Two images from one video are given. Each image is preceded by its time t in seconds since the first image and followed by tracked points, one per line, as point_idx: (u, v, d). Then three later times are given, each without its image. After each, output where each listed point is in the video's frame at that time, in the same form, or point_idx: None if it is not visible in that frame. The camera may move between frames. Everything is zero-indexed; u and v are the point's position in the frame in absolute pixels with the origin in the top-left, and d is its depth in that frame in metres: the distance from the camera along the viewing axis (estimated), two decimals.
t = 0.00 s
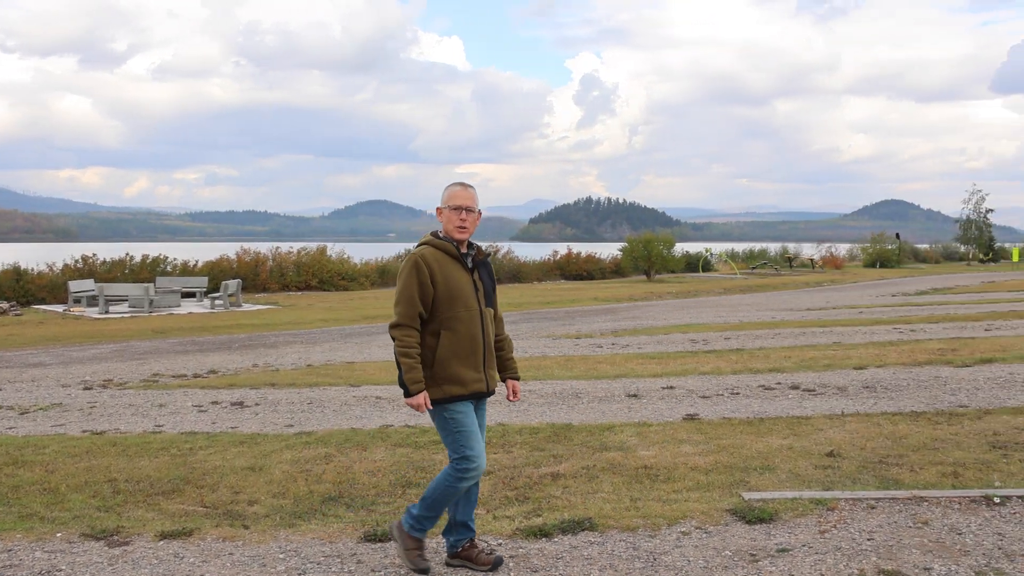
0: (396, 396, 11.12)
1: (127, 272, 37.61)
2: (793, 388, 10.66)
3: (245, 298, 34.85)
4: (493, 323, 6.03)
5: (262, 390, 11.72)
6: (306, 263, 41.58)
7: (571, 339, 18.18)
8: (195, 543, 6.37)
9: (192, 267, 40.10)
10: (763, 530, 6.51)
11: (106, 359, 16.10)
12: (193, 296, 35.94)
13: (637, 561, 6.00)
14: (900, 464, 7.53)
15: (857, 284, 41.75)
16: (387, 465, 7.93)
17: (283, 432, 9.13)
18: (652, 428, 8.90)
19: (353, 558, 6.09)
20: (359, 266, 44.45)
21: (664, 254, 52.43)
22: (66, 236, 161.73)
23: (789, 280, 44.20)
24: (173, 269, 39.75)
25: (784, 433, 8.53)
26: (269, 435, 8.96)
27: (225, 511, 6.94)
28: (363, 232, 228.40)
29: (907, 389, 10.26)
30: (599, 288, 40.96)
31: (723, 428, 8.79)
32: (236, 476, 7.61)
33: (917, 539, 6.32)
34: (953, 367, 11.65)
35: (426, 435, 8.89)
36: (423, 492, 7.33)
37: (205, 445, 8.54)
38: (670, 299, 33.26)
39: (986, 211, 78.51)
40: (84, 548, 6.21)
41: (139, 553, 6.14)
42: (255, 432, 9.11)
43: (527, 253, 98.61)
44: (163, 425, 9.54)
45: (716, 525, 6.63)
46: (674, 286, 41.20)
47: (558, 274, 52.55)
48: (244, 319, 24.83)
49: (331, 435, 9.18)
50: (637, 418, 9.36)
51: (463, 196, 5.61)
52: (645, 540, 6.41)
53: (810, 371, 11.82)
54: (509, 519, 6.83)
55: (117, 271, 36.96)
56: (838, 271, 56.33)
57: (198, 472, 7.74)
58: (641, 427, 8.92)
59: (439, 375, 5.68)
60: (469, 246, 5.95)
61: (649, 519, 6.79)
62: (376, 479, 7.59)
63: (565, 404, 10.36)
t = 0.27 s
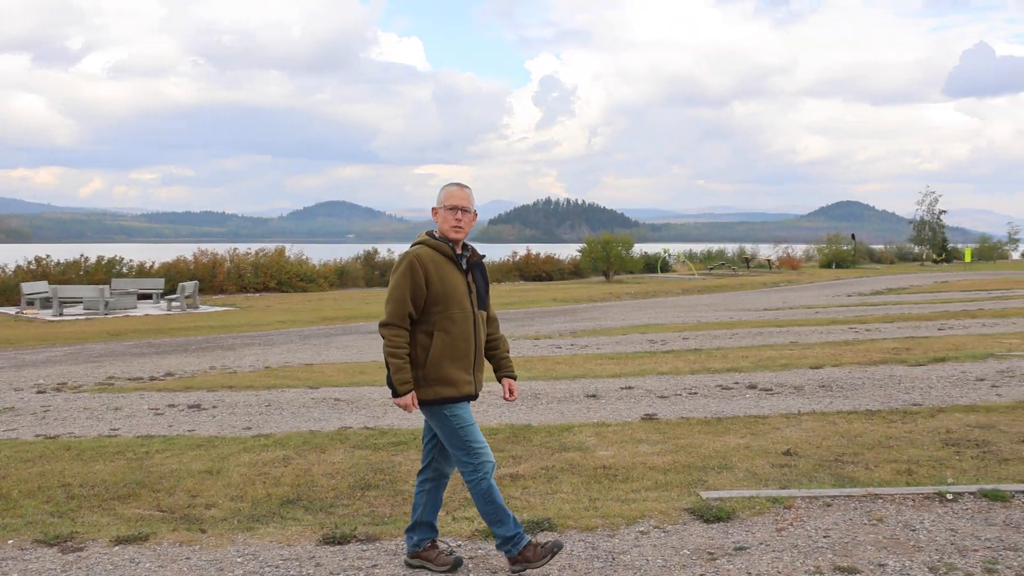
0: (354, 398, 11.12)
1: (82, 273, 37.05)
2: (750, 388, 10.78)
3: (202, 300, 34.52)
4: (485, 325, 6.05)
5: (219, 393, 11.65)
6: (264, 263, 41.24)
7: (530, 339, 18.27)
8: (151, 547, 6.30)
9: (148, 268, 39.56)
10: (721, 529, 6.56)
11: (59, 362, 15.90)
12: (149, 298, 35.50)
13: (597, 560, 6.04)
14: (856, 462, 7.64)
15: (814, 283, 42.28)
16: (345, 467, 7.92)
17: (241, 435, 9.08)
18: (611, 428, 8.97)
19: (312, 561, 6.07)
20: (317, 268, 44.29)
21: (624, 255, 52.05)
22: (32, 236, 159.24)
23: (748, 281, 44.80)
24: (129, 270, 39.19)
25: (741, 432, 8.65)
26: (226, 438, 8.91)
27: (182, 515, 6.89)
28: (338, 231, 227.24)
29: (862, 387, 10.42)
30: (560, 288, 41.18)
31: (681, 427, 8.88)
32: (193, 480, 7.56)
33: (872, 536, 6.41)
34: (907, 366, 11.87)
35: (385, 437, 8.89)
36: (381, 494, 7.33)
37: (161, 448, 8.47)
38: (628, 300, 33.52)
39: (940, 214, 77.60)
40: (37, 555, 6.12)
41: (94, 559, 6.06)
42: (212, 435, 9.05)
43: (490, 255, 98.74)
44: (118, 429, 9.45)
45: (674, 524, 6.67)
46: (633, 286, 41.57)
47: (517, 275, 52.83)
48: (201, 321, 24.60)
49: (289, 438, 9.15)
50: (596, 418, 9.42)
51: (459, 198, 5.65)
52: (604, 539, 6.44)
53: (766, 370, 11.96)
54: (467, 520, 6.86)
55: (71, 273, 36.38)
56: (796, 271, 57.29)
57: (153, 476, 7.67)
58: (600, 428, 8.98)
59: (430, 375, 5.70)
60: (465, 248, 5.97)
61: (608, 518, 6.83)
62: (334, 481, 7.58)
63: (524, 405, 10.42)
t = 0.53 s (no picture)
0: (312, 400, 11.11)
1: (34, 275, 36.50)
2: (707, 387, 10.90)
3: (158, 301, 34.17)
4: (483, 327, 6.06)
5: (175, 396, 11.58)
6: (221, 265, 40.97)
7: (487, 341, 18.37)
8: (106, 552, 6.24)
9: (103, 269, 39.04)
10: (678, 528, 6.61)
11: (11, 365, 15.68)
12: (104, 300, 35.10)
13: (556, 561, 6.06)
14: (812, 461, 7.73)
15: (772, 284, 42.64)
16: (303, 470, 7.91)
17: (197, 438, 9.04)
18: (569, 428, 9.04)
19: (269, 564, 6.04)
20: (274, 269, 44.07)
21: (582, 257, 51.79)
22: None
23: (704, 281, 45.47)
24: (83, 272, 38.66)
25: (699, 432, 8.75)
26: (183, 441, 8.86)
27: (137, 519, 6.84)
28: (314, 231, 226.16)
29: (817, 386, 10.56)
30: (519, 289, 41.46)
31: (637, 427, 8.97)
32: (148, 484, 7.51)
33: (827, 533, 6.47)
34: (861, 365, 12.05)
35: (343, 438, 8.90)
36: (340, 496, 7.33)
37: (115, 452, 8.41)
38: (585, 300, 33.80)
39: (894, 215, 77.47)
40: None
41: (46, 565, 5.99)
42: (168, 438, 9.00)
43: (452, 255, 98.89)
44: (72, 433, 9.36)
45: (632, 523, 6.71)
46: (591, 287, 41.97)
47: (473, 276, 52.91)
48: (155, 323, 24.38)
49: (246, 440, 9.13)
50: (554, 418, 9.48)
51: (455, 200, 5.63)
52: (563, 540, 6.47)
53: (723, 370, 12.10)
54: (426, 522, 6.87)
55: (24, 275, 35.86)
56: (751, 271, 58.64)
57: (107, 480, 7.62)
58: (558, 428, 9.06)
59: (437, 381, 5.68)
60: (459, 250, 5.95)
61: (567, 518, 6.86)
62: (292, 483, 7.57)
63: (482, 406, 10.50)
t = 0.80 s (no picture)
0: (273, 402, 11.10)
1: None
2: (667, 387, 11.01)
3: (116, 303, 33.83)
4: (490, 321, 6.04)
5: (134, 399, 11.50)
6: (181, 266, 40.69)
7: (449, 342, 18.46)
8: (63, 557, 6.17)
9: (59, 271, 38.49)
10: (639, 527, 6.64)
11: None
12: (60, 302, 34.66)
13: (518, 562, 6.07)
14: (772, 460, 7.82)
15: (731, 284, 43.06)
16: (264, 472, 7.90)
17: (156, 441, 9.00)
18: (531, 429, 9.12)
19: (230, 568, 5.99)
20: (234, 270, 43.78)
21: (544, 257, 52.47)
22: None
23: (664, 281, 45.94)
24: (39, 274, 38.11)
25: (659, 431, 8.86)
26: (142, 444, 8.81)
27: (95, 524, 6.79)
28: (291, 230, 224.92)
29: (777, 386, 10.68)
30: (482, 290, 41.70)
31: (599, 427, 9.06)
32: (106, 488, 7.46)
33: (787, 531, 6.52)
34: (820, 364, 12.20)
35: (304, 441, 8.90)
36: (301, 498, 7.32)
37: (73, 457, 8.35)
38: (547, 300, 34.01)
39: (851, 213, 79.23)
40: None
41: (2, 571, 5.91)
42: (127, 442, 8.95)
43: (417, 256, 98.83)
44: (28, 437, 9.27)
45: (594, 523, 6.74)
46: (553, 288, 42.27)
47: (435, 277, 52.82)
48: (114, 326, 24.15)
49: (207, 443, 9.10)
50: (516, 418, 9.55)
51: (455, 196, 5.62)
52: (525, 540, 6.48)
53: (683, 370, 12.23)
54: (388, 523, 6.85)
55: None
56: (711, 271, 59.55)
57: (65, 484, 7.56)
58: (520, 429, 9.13)
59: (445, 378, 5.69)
60: (462, 245, 5.94)
61: (529, 519, 6.89)
62: (252, 487, 7.56)
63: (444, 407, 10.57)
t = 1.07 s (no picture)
0: (234, 404, 11.07)
1: None
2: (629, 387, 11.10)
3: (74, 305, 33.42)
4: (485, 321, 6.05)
5: (92, 402, 11.41)
6: (141, 268, 40.40)
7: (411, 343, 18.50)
8: (19, 564, 6.10)
9: (15, 272, 37.87)
10: (601, 527, 6.67)
11: None
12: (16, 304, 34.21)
13: (480, 563, 6.07)
14: (732, 459, 7.90)
15: (694, 284, 43.34)
16: (225, 475, 7.88)
17: (115, 445, 8.93)
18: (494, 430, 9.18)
19: (189, 572, 5.94)
20: (195, 272, 43.38)
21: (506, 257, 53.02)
22: None
23: (626, 282, 46.14)
24: None
25: (621, 431, 8.96)
26: (101, 448, 8.75)
27: (52, 530, 6.72)
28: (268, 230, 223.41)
29: (738, 385, 10.77)
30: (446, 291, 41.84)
31: (560, 428, 9.13)
32: (64, 493, 7.41)
33: (747, 529, 6.57)
34: (779, 364, 12.33)
35: (266, 443, 8.88)
36: (263, 501, 7.30)
37: (30, 461, 8.27)
38: (510, 301, 34.10)
39: (810, 215, 79.94)
40: None
41: None
42: (85, 446, 8.88)
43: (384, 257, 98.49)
44: None
45: (556, 523, 6.77)
46: (517, 289, 42.46)
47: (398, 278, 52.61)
48: (71, 328, 23.86)
49: (167, 446, 9.05)
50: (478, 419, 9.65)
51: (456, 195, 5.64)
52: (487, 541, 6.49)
53: (645, 370, 12.34)
54: (350, 526, 6.82)
55: None
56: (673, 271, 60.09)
57: (21, 490, 7.48)
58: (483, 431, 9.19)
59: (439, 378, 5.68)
60: (460, 243, 5.96)
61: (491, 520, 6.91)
62: (213, 490, 7.53)
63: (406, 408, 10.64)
